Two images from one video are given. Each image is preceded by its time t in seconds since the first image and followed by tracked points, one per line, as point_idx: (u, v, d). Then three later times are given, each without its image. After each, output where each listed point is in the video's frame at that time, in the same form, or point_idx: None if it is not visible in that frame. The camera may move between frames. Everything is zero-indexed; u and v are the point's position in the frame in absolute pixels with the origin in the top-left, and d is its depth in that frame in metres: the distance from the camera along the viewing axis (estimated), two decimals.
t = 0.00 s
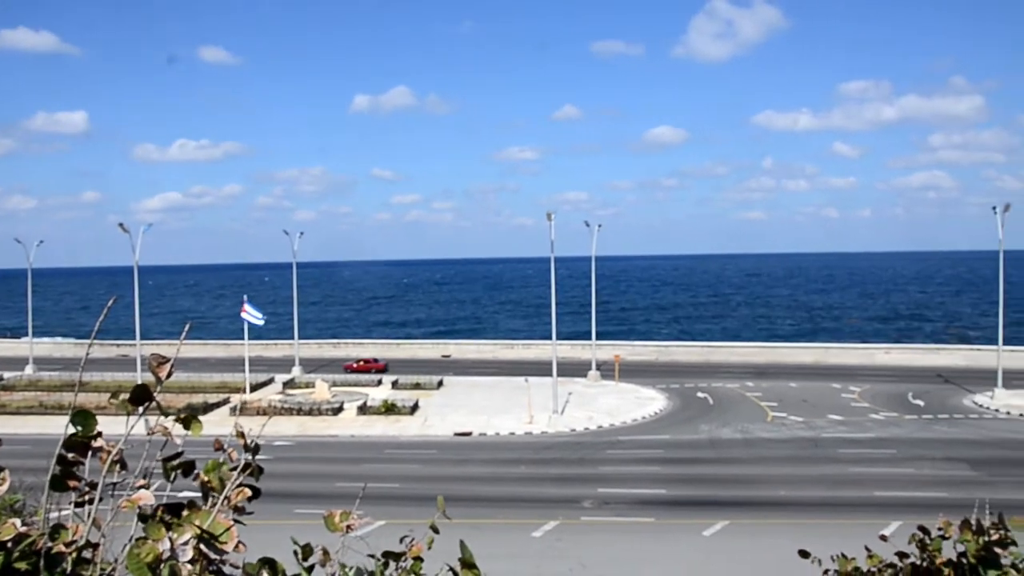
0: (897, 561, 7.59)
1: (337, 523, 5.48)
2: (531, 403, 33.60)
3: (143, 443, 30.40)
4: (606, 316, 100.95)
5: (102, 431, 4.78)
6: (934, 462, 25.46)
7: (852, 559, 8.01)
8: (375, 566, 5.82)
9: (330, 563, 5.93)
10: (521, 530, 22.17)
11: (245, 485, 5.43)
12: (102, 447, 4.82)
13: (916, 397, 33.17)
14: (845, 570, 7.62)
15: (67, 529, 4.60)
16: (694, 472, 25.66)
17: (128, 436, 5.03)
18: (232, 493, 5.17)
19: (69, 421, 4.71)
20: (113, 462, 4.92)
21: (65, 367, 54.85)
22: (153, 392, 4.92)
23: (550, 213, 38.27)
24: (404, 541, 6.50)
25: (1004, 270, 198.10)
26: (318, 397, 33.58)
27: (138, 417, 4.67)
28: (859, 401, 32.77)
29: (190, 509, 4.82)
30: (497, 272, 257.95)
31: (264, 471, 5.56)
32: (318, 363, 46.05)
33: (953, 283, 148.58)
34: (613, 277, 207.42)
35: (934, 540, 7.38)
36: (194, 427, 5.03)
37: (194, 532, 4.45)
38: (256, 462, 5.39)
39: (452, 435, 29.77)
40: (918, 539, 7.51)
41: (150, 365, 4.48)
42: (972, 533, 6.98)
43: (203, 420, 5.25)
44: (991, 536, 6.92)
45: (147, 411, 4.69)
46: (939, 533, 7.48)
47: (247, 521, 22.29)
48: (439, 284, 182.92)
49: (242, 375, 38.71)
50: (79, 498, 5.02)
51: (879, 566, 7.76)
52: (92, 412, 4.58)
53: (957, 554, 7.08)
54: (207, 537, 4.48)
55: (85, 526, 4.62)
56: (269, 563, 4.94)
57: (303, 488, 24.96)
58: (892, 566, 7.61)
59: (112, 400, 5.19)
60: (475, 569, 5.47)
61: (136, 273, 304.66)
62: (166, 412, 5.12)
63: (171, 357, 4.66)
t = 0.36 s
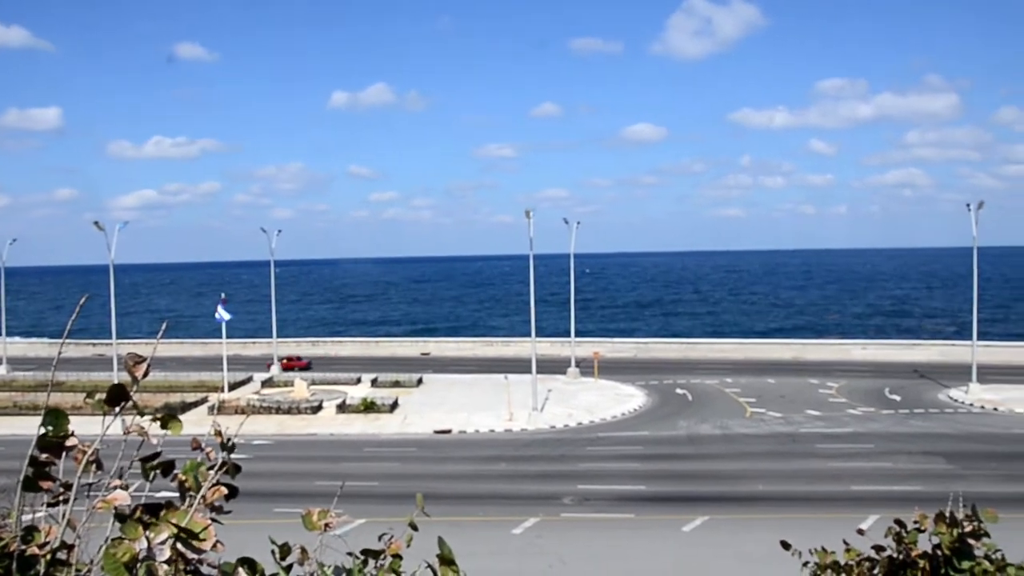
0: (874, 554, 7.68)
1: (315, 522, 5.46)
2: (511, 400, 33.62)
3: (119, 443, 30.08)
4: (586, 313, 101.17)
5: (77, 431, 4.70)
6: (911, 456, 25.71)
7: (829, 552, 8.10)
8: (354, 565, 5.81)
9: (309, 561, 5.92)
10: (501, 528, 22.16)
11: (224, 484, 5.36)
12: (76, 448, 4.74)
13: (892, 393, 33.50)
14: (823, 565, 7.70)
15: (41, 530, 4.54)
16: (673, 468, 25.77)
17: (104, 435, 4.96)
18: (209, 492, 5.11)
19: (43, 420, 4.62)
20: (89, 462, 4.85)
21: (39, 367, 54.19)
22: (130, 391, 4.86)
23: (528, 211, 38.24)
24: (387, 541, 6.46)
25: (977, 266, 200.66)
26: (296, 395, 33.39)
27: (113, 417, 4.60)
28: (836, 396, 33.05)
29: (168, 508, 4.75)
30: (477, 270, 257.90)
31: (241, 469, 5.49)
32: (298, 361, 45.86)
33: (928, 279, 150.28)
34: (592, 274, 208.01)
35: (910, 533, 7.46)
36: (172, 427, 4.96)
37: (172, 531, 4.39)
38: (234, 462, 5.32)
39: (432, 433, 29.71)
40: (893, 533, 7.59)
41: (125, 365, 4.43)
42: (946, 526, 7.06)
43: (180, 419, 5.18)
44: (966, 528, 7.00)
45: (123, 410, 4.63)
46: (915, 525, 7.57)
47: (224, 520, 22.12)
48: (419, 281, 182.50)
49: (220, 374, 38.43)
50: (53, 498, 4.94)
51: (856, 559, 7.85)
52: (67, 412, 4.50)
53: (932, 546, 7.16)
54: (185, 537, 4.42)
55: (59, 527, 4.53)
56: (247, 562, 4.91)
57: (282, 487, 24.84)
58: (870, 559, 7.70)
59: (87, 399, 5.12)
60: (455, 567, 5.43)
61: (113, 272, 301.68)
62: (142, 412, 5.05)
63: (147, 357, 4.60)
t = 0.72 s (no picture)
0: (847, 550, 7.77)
1: (288, 524, 5.41)
2: (488, 399, 33.58)
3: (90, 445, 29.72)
4: (563, 313, 101.28)
5: (46, 433, 4.58)
6: (885, 453, 25.93)
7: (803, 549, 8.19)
8: (330, 565, 5.78)
9: (282, 563, 5.89)
10: (479, 527, 22.11)
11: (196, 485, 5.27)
12: (45, 450, 4.61)
13: (866, 390, 33.77)
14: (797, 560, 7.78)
15: (10, 537, 4.44)
16: (650, 467, 25.84)
17: (73, 437, 4.88)
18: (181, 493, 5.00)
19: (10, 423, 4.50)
20: (58, 464, 4.77)
21: (9, 368, 53.45)
22: (101, 391, 4.75)
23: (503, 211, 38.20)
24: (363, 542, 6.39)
25: (949, 265, 203.07)
26: (272, 395, 33.18)
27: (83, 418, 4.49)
28: (811, 395, 33.29)
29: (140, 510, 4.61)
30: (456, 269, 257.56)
31: (212, 471, 5.40)
32: (273, 362, 45.59)
33: (902, 278, 151.90)
34: (569, 273, 208.47)
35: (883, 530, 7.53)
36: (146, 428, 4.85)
37: (142, 533, 4.26)
38: (207, 462, 5.21)
39: (408, 433, 29.61)
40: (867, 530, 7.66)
41: (96, 365, 4.32)
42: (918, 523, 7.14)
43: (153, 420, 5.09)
44: (936, 524, 7.07)
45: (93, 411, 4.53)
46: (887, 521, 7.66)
47: (198, 522, 21.92)
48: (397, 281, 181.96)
49: (194, 374, 38.09)
50: (22, 501, 4.84)
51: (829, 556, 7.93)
52: (36, 414, 4.39)
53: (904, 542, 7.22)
54: (156, 538, 4.31)
55: (27, 532, 4.40)
56: (219, 563, 4.82)
57: (256, 488, 24.66)
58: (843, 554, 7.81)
59: (57, 400, 5.03)
60: (430, 568, 5.36)
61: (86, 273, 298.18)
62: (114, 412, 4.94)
63: (117, 357, 4.49)
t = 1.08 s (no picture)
0: (816, 550, 7.80)
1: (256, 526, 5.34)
2: (458, 401, 33.48)
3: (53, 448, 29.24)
4: (536, 314, 101.40)
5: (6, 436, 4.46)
6: (853, 452, 26.19)
7: (774, 548, 8.21)
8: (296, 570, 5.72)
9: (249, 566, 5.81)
10: (449, 529, 22.04)
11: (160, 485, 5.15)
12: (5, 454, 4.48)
13: (834, 390, 34.12)
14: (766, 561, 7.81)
15: None
16: (621, 468, 25.88)
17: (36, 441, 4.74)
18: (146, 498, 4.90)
19: None
20: (20, 469, 4.63)
21: None
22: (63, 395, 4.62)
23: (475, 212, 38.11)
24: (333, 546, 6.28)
25: (915, 267, 206.09)
26: (241, 398, 32.89)
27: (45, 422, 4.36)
28: (780, 395, 33.59)
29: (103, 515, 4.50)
30: (429, 270, 257.10)
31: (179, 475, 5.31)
32: (242, 363, 45.19)
33: (870, 280, 153.83)
34: (541, 274, 208.68)
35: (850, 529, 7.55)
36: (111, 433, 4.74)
37: (106, 537, 4.15)
38: (172, 467, 5.12)
39: (379, 435, 29.45)
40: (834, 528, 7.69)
41: (59, 368, 4.21)
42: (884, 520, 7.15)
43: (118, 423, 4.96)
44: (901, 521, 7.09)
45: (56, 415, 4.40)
46: (855, 519, 7.69)
47: (163, 527, 21.63)
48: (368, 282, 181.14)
49: (161, 376, 37.61)
50: None
51: (798, 555, 7.95)
52: None
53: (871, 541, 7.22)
54: (120, 542, 4.19)
55: None
56: (186, 568, 4.73)
57: (222, 491, 24.37)
58: (811, 555, 7.84)
59: (19, 404, 4.88)
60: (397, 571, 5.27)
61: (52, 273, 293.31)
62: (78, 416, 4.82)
63: (81, 360, 4.38)
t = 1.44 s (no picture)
0: (785, 553, 7.87)
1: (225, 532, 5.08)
2: (430, 405, 33.40)
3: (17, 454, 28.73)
4: (509, 318, 101.50)
5: None
6: (822, 455, 26.44)
7: (741, 551, 8.14)
8: None
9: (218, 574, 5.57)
10: (421, 534, 21.95)
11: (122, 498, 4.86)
12: None
13: (804, 395, 34.43)
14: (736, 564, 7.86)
15: None
16: (592, 472, 25.91)
17: None
18: (111, 505, 4.63)
19: None
20: None
21: None
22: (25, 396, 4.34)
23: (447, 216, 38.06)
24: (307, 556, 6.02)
25: (883, 273, 209.12)
26: (211, 402, 32.60)
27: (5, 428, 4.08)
28: (751, 399, 33.83)
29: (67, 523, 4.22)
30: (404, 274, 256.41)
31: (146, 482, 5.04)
32: (211, 368, 44.75)
33: (838, 285, 155.89)
34: (514, 278, 208.85)
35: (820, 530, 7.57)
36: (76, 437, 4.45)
37: (67, 545, 3.88)
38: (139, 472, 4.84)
39: (350, 439, 29.28)
40: (804, 531, 7.72)
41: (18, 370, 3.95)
42: (854, 523, 7.22)
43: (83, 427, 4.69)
44: (872, 524, 7.20)
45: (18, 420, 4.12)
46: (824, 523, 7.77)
47: (129, 533, 21.31)
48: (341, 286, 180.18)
49: (129, 381, 37.13)
50: None
51: (767, 558, 7.95)
52: None
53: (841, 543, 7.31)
54: (82, 550, 3.89)
55: None
56: None
57: (191, 497, 24.06)
58: (781, 558, 7.90)
59: None
60: None
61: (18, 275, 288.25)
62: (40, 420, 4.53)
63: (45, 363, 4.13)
